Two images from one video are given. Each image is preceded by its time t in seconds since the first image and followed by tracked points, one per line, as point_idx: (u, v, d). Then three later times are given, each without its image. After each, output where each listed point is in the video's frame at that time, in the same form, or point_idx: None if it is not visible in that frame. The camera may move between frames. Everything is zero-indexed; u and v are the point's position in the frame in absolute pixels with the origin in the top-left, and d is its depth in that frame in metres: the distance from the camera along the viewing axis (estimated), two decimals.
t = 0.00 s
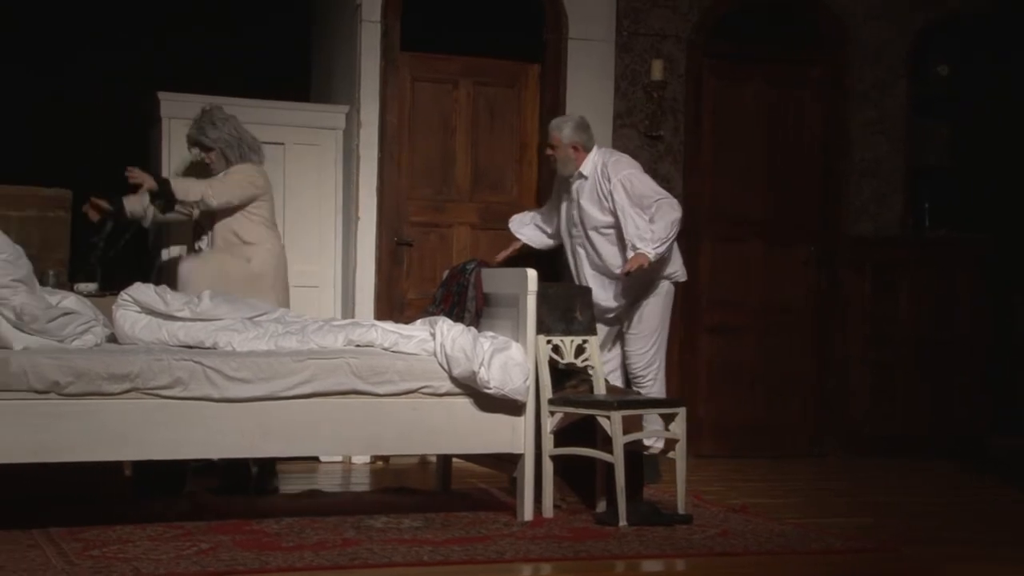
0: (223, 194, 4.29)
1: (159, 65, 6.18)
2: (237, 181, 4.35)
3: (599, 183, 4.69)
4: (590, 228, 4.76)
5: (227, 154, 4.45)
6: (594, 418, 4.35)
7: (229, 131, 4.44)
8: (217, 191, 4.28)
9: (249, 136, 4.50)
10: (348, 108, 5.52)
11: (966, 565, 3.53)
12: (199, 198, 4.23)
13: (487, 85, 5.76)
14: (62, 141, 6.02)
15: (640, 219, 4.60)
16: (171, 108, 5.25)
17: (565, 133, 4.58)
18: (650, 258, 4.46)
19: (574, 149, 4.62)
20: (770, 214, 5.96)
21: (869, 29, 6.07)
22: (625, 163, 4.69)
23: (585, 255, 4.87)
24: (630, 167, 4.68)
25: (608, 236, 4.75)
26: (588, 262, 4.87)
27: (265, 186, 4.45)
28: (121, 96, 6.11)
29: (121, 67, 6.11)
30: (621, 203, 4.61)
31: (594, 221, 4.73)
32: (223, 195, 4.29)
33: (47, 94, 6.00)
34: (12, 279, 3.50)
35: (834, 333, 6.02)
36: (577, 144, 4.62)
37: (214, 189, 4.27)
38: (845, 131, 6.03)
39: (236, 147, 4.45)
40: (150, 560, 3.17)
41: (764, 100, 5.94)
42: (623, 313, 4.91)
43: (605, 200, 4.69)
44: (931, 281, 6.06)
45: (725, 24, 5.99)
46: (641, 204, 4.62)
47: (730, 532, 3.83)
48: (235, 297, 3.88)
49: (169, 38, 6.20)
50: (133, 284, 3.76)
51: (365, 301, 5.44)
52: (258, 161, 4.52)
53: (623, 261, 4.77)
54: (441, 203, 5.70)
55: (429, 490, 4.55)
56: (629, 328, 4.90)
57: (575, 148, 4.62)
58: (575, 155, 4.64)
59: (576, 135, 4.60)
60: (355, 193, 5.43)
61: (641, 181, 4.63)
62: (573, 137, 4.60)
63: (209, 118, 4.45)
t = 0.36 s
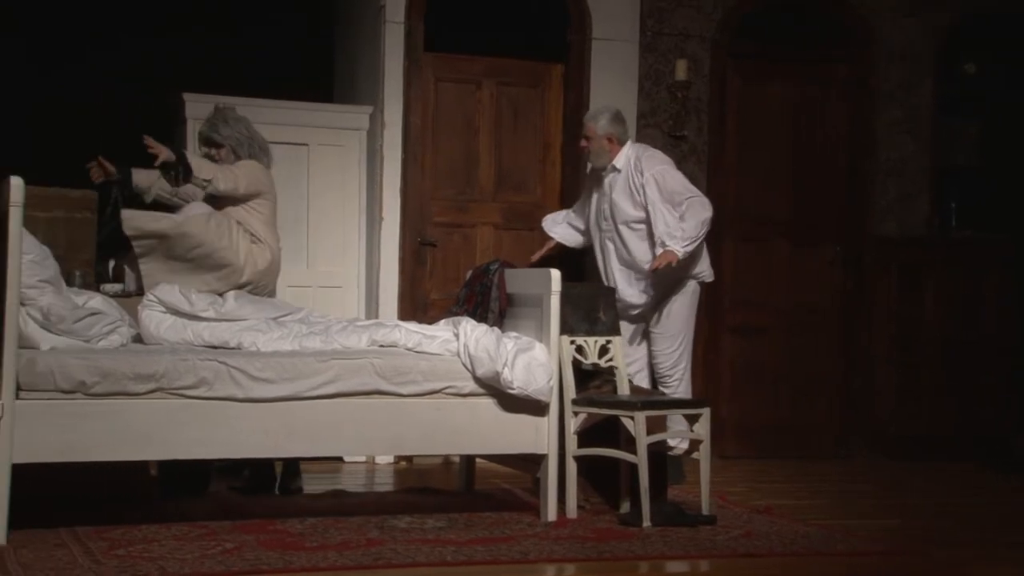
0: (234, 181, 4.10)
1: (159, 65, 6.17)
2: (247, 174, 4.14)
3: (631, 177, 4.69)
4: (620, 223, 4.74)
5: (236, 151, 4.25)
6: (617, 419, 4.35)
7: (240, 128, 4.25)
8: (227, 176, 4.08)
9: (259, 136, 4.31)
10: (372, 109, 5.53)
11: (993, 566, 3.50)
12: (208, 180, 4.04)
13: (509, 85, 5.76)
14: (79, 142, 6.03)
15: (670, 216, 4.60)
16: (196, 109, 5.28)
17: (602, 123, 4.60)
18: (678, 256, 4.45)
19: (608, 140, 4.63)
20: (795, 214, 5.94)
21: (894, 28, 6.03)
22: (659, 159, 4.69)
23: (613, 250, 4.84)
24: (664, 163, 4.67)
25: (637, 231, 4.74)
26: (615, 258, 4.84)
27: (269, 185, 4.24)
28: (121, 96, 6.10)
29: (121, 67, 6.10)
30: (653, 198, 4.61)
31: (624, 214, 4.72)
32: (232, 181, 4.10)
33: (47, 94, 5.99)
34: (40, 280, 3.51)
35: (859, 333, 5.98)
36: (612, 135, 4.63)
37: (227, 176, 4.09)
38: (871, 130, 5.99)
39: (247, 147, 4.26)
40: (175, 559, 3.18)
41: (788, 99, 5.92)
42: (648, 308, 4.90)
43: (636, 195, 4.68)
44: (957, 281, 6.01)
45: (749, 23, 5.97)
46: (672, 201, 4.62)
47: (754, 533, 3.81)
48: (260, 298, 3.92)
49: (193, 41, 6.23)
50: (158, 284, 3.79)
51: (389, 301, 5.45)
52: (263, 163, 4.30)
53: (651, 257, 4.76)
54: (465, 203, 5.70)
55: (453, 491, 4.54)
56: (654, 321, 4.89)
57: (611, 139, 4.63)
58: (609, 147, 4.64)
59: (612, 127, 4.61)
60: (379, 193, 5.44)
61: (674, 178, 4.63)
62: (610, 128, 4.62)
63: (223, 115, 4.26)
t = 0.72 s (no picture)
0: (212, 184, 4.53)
1: (165, 65, 6.19)
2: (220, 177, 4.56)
3: (655, 170, 4.69)
4: (640, 217, 4.74)
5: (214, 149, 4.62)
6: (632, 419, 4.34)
7: (217, 128, 4.59)
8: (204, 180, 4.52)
9: (238, 134, 4.67)
10: (388, 108, 5.54)
11: (1011, 568, 3.49)
12: (188, 186, 4.49)
13: (525, 86, 5.76)
14: (90, 142, 6.06)
15: (691, 213, 4.60)
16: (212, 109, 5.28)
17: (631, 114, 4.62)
18: (698, 252, 4.45)
19: (636, 131, 4.65)
20: (811, 214, 5.92)
21: (912, 28, 6.01)
22: (684, 155, 4.69)
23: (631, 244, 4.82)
24: (688, 158, 4.67)
25: (658, 226, 4.72)
26: (632, 252, 4.82)
27: (248, 185, 4.68)
28: (121, 96, 6.11)
29: (131, 67, 6.12)
30: (675, 193, 4.61)
31: (647, 207, 4.71)
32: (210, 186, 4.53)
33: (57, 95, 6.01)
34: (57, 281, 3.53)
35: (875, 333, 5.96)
36: (639, 127, 4.65)
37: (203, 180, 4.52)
38: (888, 130, 5.98)
39: (225, 144, 4.62)
40: (191, 559, 3.19)
41: (805, 99, 5.90)
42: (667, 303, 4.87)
43: (659, 190, 4.68)
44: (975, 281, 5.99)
45: (765, 23, 5.95)
46: (695, 198, 4.62)
47: (770, 534, 3.80)
48: (274, 298, 3.92)
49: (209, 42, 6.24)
50: (174, 285, 3.79)
51: (404, 301, 5.45)
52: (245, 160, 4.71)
53: (671, 253, 4.73)
54: (480, 203, 5.70)
55: (468, 491, 4.54)
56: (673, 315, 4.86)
57: (639, 130, 4.66)
58: (636, 138, 4.67)
59: (641, 118, 4.64)
60: (394, 194, 5.45)
61: (698, 175, 4.64)
62: (639, 119, 4.64)
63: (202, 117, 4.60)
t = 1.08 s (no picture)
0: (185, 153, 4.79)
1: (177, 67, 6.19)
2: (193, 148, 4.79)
3: (675, 165, 4.70)
4: (658, 213, 4.74)
5: (165, 140, 4.84)
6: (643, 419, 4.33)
7: (158, 122, 4.83)
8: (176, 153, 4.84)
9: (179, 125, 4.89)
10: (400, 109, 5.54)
11: None
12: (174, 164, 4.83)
13: (536, 86, 5.76)
14: (103, 143, 6.07)
15: (709, 211, 4.60)
16: (225, 110, 5.29)
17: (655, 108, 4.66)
18: (715, 252, 4.46)
19: (659, 125, 4.68)
20: (824, 214, 5.90)
21: (925, 27, 6.00)
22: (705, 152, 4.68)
23: (646, 239, 4.82)
24: (709, 156, 4.67)
25: (676, 222, 4.72)
26: (647, 247, 4.82)
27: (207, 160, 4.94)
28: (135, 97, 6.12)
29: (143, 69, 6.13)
30: (694, 189, 4.61)
31: (666, 203, 4.71)
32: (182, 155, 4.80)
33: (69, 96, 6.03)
34: (69, 282, 3.55)
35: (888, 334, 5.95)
36: (662, 121, 4.67)
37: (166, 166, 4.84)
38: (901, 130, 5.96)
39: (168, 135, 4.84)
40: (203, 559, 3.20)
41: (818, 99, 5.88)
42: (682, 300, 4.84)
43: (678, 185, 4.69)
44: (990, 281, 5.95)
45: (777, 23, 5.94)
46: (714, 196, 4.61)
47: (782, 535, 3.79)
48: (286, 298, 3.92)
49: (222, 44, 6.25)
50: (186, 285, 3.80)
51: (415, 301, 5.45)
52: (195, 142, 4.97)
53: (687, 249, 4.73)
54: (492, 203, 5.70)
55: (480, 491, 4.54)
56: (689, 311, 4.82)
57: (663, 124, 4.68)
58: (659, 131, 4.69)
59: (664, 112, 4.67)
60: (406, 194, 5.45)
61: (718, 174, 4.63)
62: (663, 114, 4.67)
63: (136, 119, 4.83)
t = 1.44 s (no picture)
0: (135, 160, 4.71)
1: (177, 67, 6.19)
2: (140, 153, 4.67)
3: (684, 164, 4.72)
4: (665, 210, 4.76)
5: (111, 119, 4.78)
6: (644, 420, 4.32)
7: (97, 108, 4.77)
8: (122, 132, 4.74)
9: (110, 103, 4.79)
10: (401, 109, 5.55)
11: None
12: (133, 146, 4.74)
13: (538, 86, 5.76)
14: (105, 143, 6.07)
15: (717, 211, 4.60)
16: (227, 111, 5.29)
17: (665, 103, 4.64)
18: (723, 251, 4.44)
19: (669, 120, 4.67)
20: (825, 215, 5.91)
21: (926, 28, 6.00)
22: (715, 152, 4.70)
23: (650, 237, 4.83)
24: (718, 156, 4.68)
25: (682, 220, 4.74)
26: (651, 245, 4.83)
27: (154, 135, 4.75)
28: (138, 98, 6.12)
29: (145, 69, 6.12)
30: (702, 189, 4.62)
31: (673, 200, 4.73)
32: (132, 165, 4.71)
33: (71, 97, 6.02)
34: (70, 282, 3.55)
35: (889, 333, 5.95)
36: (673, 116, 4.66)
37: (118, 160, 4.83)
38: (902, 130, 5.97)
39: (111, 116, 4.78)
40: (204, 559, 3.20)
41: (819, 99, 5.88)
42: (690, 297, 4.79)
43: (687, 184, 4.71)
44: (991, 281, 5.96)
45: (778, 24, 5.95)
46: (722, 195, 4.62)
47: (784, 535, 3.78)
48: (287, 298, 3.92)
49: (224, 44, 6.26)
50: (188, 285, 3.80)
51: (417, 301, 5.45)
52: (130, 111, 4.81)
53: (692, 248, 4.74)
54: (493, 203, 5.70)
55: (481, 491, 4.54)
56: (699, 309, 4.78)
57: (674, 120, 4.67)
58: (670, 127, 4.68)
59: (675, 107, 4.66)
60: (408, 194, 5.45)
61: (727, 174, 4.64)
62: (673, 109, 4.66)
63: (75, 101, 4.76)
